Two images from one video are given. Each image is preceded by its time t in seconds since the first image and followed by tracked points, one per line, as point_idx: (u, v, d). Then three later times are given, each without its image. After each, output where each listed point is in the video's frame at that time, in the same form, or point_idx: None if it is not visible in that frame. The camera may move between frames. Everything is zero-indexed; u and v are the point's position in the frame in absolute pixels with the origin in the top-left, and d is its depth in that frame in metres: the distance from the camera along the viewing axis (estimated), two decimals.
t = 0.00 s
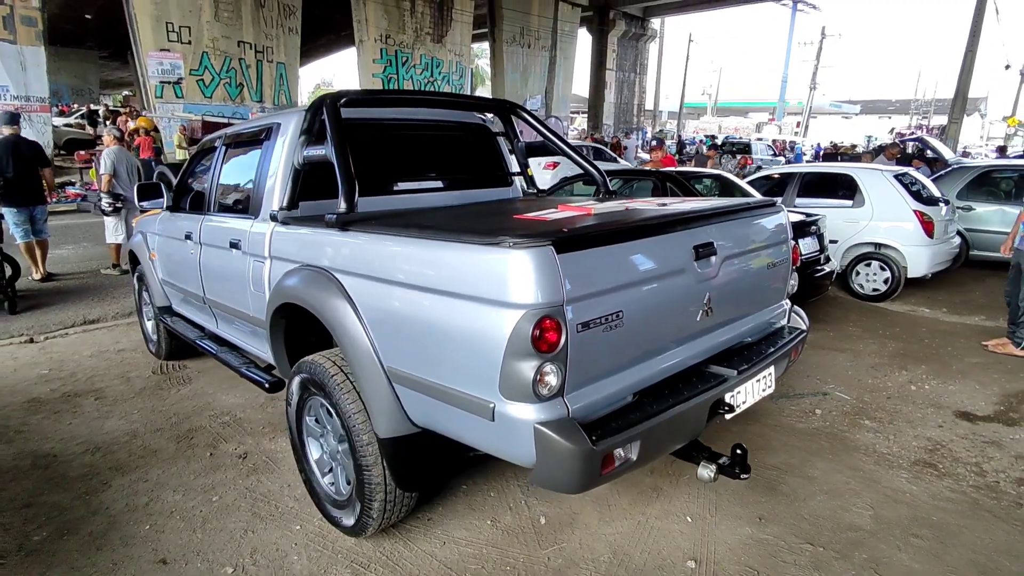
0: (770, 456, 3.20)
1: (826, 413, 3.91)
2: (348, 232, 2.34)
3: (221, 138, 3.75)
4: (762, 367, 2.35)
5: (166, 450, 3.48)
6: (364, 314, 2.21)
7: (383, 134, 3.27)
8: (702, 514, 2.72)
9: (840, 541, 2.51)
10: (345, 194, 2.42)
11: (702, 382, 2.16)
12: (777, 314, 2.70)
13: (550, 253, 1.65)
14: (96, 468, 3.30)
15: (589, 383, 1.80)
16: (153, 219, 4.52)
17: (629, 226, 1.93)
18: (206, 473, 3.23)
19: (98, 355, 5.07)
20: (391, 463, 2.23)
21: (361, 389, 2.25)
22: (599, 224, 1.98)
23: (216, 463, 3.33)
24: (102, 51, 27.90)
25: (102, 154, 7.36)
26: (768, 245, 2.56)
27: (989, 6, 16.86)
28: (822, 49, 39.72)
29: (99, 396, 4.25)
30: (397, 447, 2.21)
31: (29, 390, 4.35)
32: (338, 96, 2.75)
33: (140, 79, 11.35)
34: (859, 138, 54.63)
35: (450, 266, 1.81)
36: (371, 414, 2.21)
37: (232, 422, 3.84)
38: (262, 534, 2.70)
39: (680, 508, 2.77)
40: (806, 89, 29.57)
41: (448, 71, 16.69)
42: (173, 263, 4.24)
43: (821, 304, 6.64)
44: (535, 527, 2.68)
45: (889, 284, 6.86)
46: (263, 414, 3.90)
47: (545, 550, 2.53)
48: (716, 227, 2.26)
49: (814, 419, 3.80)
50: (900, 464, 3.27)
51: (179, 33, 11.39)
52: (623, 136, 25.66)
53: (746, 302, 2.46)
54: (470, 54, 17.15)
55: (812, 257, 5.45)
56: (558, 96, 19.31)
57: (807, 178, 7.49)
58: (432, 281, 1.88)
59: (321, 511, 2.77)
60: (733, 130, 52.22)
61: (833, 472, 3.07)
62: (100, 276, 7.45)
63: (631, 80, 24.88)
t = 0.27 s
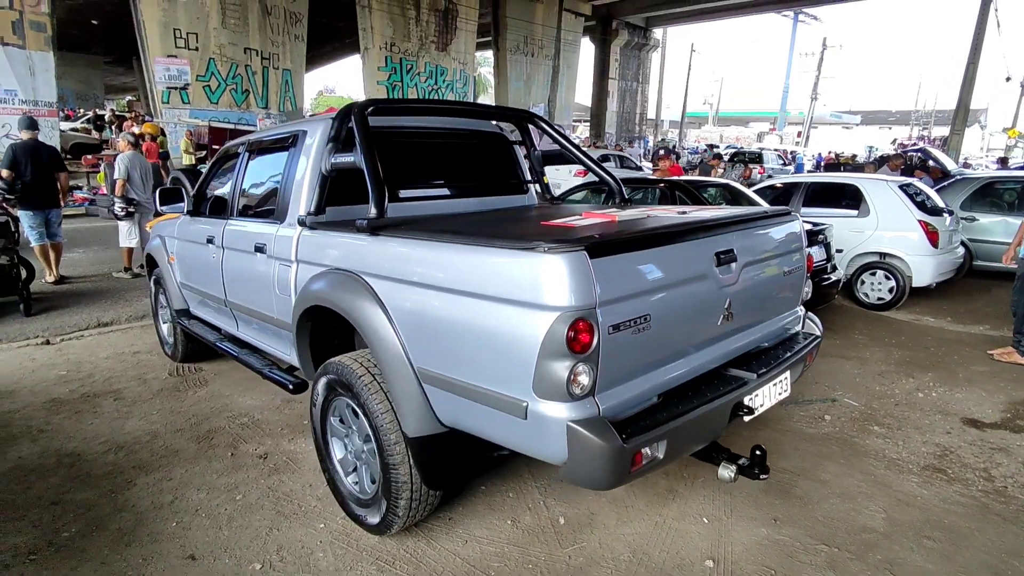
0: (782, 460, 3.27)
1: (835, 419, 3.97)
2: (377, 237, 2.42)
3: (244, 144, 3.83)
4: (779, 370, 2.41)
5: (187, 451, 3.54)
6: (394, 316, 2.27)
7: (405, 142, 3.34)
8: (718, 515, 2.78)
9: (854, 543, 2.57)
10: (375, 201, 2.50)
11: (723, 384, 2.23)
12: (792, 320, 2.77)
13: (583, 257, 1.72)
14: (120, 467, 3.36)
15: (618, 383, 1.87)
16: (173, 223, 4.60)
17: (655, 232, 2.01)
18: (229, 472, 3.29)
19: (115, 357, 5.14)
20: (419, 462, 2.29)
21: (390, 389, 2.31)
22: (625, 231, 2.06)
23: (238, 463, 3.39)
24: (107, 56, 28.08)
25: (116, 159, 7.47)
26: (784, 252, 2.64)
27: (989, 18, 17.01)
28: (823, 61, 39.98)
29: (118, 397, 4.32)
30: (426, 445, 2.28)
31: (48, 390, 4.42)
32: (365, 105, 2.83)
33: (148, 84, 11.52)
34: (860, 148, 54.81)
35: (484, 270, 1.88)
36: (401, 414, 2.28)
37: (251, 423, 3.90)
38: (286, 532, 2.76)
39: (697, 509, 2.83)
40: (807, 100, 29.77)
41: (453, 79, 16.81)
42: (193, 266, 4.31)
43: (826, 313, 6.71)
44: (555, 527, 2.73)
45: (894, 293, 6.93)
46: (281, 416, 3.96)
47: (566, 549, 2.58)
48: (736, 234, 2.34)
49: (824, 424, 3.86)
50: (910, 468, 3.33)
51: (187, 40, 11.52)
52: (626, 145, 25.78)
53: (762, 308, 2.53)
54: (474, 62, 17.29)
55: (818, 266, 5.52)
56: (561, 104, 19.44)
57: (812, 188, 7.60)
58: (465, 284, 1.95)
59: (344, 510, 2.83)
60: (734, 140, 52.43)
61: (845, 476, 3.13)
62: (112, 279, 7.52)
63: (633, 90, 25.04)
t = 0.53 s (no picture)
0: (793, 461, 3.32)
1: (843, 422, 4.03)
2: (405, 238, 2.49)
3: (266, 147, 3.92)
4: (795, 371, 2.48)
5: (207, 448, 3.59)
6: (422, 315, 2.34)
7: (426, 145, 3.42)
8: (732, 513, 2.84)
9: (866, 541, 2.63)
10: (402, 203, 2.58)
11: (742, 383, 2.29)
12: (806, 323, 2.83)
13: (613, 258, 1.79)
14: (142, 463, 3.41)
15: (644, 380, 1.94)
16: (191, 225, 4.67)
17: (679, 235, 2.08)
18: (249, 469, 3.35)
19: (130, 356, 5.20)
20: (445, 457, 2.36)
21: (418, 385, 2.38)
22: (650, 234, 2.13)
23: (258, 459, 3.45)
24: (112, 58, 28.19)
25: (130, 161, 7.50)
26: (800, 257, 2.70)
27: (990, 27, 17.12)
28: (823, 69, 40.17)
29: (136, 395, 4.38)
30: (452, 440, 2.34)
31: (67, 388, 4.47)
32: (391, 110, 2.91)
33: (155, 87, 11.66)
34: (860, 156, 54.96)
35: (514, 270, 1.95)
36: (428, 410, 2.35)
37: (268, 421, 3.96)
38: (309, 527, 2.81)
39: (711, 508, 2.89)
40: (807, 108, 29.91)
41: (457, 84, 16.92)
42: (211, 267, 4.37)
43: (831, 319, 6.78)
44: (573, 523, 2.79)
45: (898, 300, 7.00)
46: (298, 414, 4.02)
47: (584, 545, 2.64)
48: (754, 238, 2.41)
49: (832, 427, 3.92)
50: (918, 470, 3.39)
51: (194, 42, 11.63)
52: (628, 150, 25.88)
53: (778, 310, 2.60)
54: (478, 67, 17.41)
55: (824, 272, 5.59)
56: (564, 110, 19.54)
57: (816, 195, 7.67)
58: (495, 283, 2.02)
59: (366, 505, 2.89)
60: (735, 147, 52.56)
61: (855, 476, 3.19)
62: (123, 280, 7.59)
63: (635, 96, 25.15)
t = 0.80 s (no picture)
0: (797, 460, 3.36)
1: (846, 423, 4.07)
2: (420, 237, 2.53)
3: (278, 148, 3.96)
4: (802, 370, 2.52)
5: (217, 444, 3.63)
6: (437, 313, 2.38)
7: (436, 147, 3.46)
8: (738, 511, 2.88)
9: (871, 538, 2.67)
10: (417, 202, 2.62)
11: (751, 382, 2.33)
12: (812, 324, 2.88)
13: (628, 258, 1.83)
14: (152, 459, 3.45)
15: (657, 377, 1.98)
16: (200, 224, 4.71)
17: (691, 236, 2.12)
18: (259, 465, 3.38)
19: (137, 354, 5.23)
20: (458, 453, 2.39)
21: (431, 382, 2.42)
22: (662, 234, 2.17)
23: (268, 456, 3.48)
24: (112, 57, 28.23)
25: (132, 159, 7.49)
26: (807, 259, 2.75)
27: (989, 33, 17.20)
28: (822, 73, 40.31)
29: (144, 393, 4.41)
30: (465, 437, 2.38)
31: (75, 385, 4.51)
32: (404, 111, 2.95)
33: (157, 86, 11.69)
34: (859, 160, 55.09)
35: (529, 269, 2.00)
36: (441, 406, 2.38)
37: (276, 419, 3.99)
38: (320, 522, 2.84)
39: (717, 506, 2.93)
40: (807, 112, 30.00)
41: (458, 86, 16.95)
42: (220, 265, 4.41)
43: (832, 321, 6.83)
44: (581, 521, 2.83)
45: (899, 303, 7.05)
46: (306, 413, 4.05)
47: (593, 541, 2.68)
48: (762, 240, 2.45)
49: (835, 428, 3.96)
50: (920, 470, 3.44)
51: (197, 43, 11.67)
52: (628, 153, 25.94)
53: (785, 311, 2.64)
54: (480, 69, 17.45)
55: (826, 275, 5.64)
56: (565, 113, 19.60)
57: (818, 199, 7.73)
58: (511, 282, 2.06)
59: (376, 502, 2.92)
60: (734, 151, 52.65)
61: (859, 476, 3.23)
62: (128, 278, 7.62)
63: (635, 99, 25.22)
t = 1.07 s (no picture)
0: (797, 458, 3.39)
1: (844, 422, 4.10)
2: (424, 236, 2.55)
3: (280, 146, 3.98)
4: (803, 369, 2.54)
5: (219, 442, 3.64)
6: (441, 311, 2.40)
7: (438, 145, 3.47)
8: (738, 509, 2.90)
9: (871, 535, 2.69)
10: (421, 201, 2.64)
11: (753, 380, 2.35)
12: (812, 323, 2.90)
13: (633, 257, 1.85)
14: (155, 456, 3.46)
15: (661, 375, 1.99)
16: (202, 222, 4.71)
17: (694, 235, 2.14)
18: (262, 463, 3.39)
19: (137, 352, 5.23)
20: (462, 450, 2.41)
21: (436, 379, 2.43)
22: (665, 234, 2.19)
23: (270, 454, 3.50)
24: (109, 55, 28.15)
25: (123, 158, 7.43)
26: (807, 259, 2.78)
27: (985, 34, 17.27)
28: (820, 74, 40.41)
29: (146, 390, 4.41)
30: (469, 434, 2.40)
31: (76, 382, 4.51)
32: (408, 111, 2.97)
33: (155, 84, 11.67)
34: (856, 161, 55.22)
35: (535, 267, 2.01)
36: (446, 403, 2.40)
37: (277, 417, 4.00)
38: (324, 519, 2.86)
39: (718, 503, 2.95)
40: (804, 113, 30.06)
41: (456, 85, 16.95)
42: (221, 263, 4.42)
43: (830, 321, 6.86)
44: (583, 518, 2.85)
45: (896, 303, 7.08)
46: (307, 410, 4.06)
47: (595, 538, 2.70)
48: (764, 239, 2.48)
49: (834, 427, 3.99)
50: (918, 469, 3.47)
51: (195, 41, 11.65)
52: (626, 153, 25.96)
53: (786, 310, 2.67)
54: (478, 68, 17.45)
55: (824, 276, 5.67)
56: (563, 112, 19.62)
57: (816, 199, 7.78)
58: (516, 280, 2.08)
59: (379, 499, 2.93)
60: (732, 151, 52.75)
61: (858, 474, 3.26)
62: (127, 276, 7.61)
63: (633, 99, 25.24)
